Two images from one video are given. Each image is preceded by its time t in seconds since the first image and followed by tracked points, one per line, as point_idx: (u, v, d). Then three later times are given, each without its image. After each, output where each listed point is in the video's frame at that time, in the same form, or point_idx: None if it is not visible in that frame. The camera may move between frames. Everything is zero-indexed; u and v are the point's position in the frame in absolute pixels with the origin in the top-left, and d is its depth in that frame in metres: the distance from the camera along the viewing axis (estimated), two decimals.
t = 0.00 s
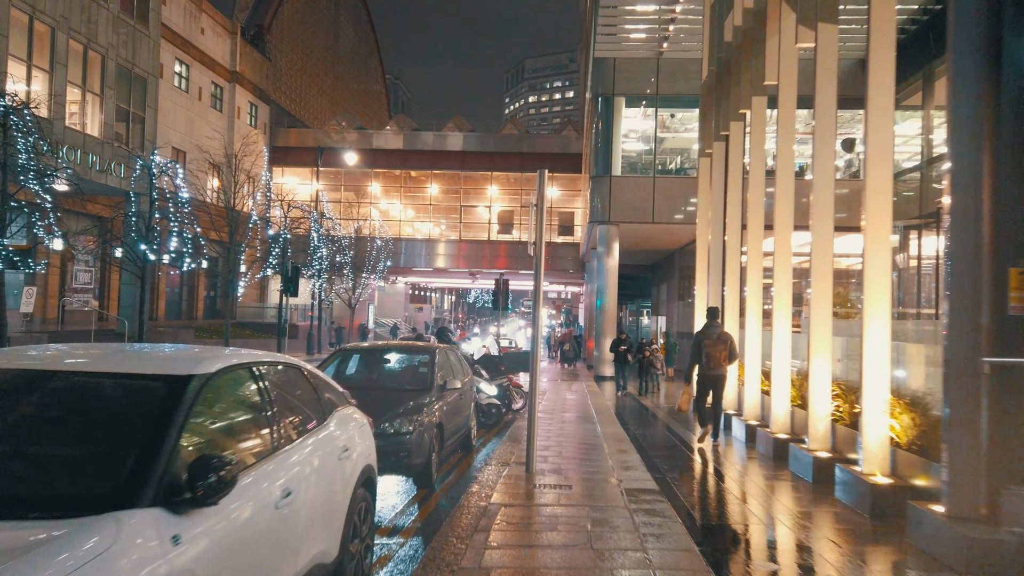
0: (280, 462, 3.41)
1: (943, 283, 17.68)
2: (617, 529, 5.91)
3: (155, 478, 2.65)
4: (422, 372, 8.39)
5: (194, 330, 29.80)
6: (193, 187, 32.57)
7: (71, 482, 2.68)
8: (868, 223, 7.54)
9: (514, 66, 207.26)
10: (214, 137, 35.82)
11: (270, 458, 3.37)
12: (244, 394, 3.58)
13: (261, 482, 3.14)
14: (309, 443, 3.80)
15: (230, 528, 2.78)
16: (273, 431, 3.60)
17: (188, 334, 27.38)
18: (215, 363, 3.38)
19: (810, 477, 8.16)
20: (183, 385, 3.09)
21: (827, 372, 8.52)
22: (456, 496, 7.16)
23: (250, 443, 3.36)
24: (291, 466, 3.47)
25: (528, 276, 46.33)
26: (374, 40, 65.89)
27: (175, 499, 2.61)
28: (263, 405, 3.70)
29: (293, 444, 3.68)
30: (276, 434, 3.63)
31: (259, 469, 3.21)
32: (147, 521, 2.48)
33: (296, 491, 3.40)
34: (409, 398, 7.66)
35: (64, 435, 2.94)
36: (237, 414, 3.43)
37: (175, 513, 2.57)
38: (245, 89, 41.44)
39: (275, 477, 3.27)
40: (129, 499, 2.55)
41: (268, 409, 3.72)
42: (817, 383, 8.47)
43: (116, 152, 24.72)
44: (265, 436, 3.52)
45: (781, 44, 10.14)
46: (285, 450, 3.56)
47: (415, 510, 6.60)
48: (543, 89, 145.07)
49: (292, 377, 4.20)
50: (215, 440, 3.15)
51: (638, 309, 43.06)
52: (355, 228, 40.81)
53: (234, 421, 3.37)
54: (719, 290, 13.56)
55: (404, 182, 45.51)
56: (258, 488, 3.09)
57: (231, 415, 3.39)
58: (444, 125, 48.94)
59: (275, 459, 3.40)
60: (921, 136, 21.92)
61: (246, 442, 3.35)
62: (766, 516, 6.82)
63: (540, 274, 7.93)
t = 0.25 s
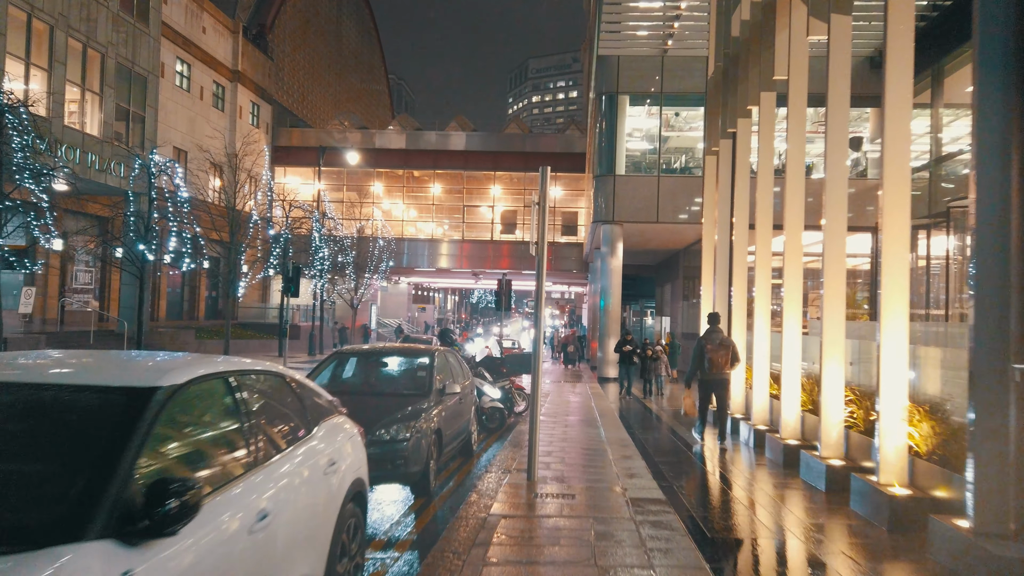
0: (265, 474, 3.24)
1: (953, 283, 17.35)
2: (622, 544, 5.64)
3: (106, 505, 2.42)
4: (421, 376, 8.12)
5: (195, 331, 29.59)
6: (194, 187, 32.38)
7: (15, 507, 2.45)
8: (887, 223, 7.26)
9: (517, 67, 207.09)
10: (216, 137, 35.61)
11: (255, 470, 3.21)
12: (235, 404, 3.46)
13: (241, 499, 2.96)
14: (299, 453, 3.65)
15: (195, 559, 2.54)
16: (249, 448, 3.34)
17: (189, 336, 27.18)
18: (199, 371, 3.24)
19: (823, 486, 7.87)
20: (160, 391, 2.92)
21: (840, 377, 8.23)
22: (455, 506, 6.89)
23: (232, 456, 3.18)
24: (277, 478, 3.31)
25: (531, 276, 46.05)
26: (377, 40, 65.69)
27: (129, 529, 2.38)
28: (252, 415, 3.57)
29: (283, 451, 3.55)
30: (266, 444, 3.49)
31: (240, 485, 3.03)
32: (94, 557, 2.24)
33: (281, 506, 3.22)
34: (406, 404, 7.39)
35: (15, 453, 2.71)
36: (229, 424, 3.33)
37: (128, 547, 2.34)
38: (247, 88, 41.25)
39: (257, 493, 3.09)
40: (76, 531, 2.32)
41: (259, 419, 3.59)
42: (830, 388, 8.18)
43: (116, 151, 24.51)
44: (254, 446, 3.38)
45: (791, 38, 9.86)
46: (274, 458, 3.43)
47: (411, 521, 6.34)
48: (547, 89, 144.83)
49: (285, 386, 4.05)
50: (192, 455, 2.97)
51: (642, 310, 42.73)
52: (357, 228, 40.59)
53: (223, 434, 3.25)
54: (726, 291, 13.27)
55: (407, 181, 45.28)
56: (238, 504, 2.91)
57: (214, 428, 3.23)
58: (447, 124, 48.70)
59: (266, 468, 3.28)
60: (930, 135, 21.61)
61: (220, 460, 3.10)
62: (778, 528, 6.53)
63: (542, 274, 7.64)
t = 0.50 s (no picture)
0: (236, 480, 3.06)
1: (960, 281, 17.06)
2: (622, 553, 5.36)
3: (31, 520, 2.19)
4: (415, 377, 7.85)
5: (193, 331, 29.37)
6: (192, 186, 32.17)
7: None
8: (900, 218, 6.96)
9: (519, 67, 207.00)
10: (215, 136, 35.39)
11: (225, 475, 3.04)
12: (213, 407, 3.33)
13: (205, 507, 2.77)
14: (275, 455, 3.46)
15: None
16: (213, 454, 3.09)
17: (186, 336, 26.93)
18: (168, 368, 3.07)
19: (832, 491, 7.56)
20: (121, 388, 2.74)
21: (849, 378, 7.94)
22: (449, 511, 6.61)
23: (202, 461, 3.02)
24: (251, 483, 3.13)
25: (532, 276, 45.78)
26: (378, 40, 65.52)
27: (53, 549, 2.15)
28: (229, 417, 3.41)
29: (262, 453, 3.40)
30: (243, 446, 3.34)
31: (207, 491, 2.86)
32: None
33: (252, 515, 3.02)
34: (399, 405, 7.12)
35: None
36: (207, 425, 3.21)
37: (52, 568, 2.10)
38: (246, 87, 41.03)
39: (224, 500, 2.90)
40: None
41: (239, 421, 3.44)
42: (839, 389, 7.89)
43: (112, 150, 24.28)
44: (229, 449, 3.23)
45: (797, 28, 9.58)
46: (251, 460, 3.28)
47: (402, 528, 6.06)
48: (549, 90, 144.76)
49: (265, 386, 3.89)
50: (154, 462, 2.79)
51: (643, 310, 42.45)
52: (357, 228, 40.37)
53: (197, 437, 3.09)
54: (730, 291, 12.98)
55: (407, 181, 45.06)
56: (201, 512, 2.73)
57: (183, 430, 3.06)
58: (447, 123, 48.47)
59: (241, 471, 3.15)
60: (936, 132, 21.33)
61: (179, 473, 2.84)
62: (786, 535, 6.23)
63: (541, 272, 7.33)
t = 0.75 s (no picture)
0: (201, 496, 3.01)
1: (967, 284, 16.75)
2: (622, 573, 5.06)
3: None
4: (409, 382, 7.58)
5: (192, 335, 29.09)
6: (191, 189, 31.97)
7: None
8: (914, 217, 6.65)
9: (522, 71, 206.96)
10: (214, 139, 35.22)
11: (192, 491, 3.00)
12: (189, 418, 3.34)
13: (165, 525, 2.72)
14: (236, 473, 3.31)
15: None
16: (159, 485, 2.90)
17: (185, 340, 26.67)
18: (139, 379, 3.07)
19: (842, 503, 7.26)
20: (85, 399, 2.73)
21: (859, 384, 7.63)
22: (442, 523, 6.32)
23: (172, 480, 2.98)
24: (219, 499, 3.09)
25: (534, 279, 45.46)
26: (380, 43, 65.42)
27: None
28: (207, 427, 3.41)
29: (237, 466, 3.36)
30: (218, 457, 3.33)
31: (168, 508, 2.82)
32: None
33: (216, 533, 2.96)
34: (391, 412, 6.86)
35: None
36: (182, 438, 3.21)
37: None
38: (246, 90, 40.85)
39: (186, 519, 2.84)
40: None
41: (216, 432, 3.44)
42: (849, 396, 7.59)
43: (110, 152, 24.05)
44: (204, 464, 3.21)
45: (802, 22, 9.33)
46: (222, 472, 3.26)
47: (391, 543, 5.78)
48: (552, 94, 144.82)
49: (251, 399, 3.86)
50: (122, 478, 2.78)
51: (646, 313, 42.11)
52: (357, 230, 40.15)
53: (156, 455, 3.02)
54: (734, 295, 12.67)
55: (409, 184, 44.85)
56: (157, 532, 2.67)
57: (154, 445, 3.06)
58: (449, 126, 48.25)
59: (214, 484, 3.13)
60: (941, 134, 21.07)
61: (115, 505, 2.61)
62: (796, 551, 5.91)
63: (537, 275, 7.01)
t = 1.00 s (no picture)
0: (176, 503, 2.82)
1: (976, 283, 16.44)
2: None
3: None
4: (403, 384, 7.29)
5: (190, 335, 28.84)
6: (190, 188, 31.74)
7: None
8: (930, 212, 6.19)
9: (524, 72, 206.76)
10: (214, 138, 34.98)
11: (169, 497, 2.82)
12: (170, 424, 3.17)
13: (137, 534, 2.54)
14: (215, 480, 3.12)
15: None
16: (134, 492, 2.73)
17: (183, 340, 26.43)
18: (114, 382, 2.91)
19: (855, 510, 6.95)
20: (53, 400, 2.57)
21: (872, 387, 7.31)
22: (436, 531, 6.05)
23: (151, 490, 2.80)
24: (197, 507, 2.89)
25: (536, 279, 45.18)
26: (381, 42, 65.21)
27: None
28: (187, 434, 3.24)
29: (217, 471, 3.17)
30: (198, 464, 3.15)
31: (142, 516, 2.64)
32: None
33: (191, 543, 2.77)
34: (384, 415, 6.58)
35: None
36: (162, 444, 3.04)
37: None
38: (246, 89, 40.61)
39: (160, 528, 2.65)
40: None
41: (197, 439, 3.26)
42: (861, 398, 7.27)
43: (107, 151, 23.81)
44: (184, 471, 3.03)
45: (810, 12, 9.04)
46: (202, 477, 3.07)
47: (382, 553, 5.50)
48: (554, 94, 144.51)
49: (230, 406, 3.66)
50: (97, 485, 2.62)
51: (649, 313, 41.79)
52: (358, 230, 39.92)
53: (137, 458, 2.87)
54: (738, 295, 12.36)
55: (410, 184, 44.60)
56: (128, 542, 2.49)
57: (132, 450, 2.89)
58: (450, 125, 47.99)
59: (193, 489, 2.95)
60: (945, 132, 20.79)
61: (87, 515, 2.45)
62: (808, 563, 5.61)
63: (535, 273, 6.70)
